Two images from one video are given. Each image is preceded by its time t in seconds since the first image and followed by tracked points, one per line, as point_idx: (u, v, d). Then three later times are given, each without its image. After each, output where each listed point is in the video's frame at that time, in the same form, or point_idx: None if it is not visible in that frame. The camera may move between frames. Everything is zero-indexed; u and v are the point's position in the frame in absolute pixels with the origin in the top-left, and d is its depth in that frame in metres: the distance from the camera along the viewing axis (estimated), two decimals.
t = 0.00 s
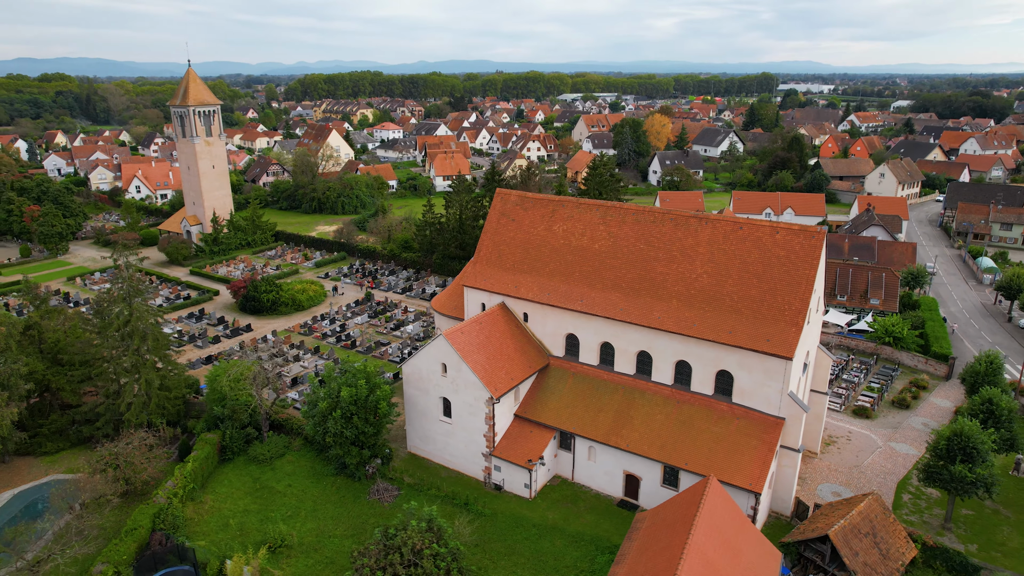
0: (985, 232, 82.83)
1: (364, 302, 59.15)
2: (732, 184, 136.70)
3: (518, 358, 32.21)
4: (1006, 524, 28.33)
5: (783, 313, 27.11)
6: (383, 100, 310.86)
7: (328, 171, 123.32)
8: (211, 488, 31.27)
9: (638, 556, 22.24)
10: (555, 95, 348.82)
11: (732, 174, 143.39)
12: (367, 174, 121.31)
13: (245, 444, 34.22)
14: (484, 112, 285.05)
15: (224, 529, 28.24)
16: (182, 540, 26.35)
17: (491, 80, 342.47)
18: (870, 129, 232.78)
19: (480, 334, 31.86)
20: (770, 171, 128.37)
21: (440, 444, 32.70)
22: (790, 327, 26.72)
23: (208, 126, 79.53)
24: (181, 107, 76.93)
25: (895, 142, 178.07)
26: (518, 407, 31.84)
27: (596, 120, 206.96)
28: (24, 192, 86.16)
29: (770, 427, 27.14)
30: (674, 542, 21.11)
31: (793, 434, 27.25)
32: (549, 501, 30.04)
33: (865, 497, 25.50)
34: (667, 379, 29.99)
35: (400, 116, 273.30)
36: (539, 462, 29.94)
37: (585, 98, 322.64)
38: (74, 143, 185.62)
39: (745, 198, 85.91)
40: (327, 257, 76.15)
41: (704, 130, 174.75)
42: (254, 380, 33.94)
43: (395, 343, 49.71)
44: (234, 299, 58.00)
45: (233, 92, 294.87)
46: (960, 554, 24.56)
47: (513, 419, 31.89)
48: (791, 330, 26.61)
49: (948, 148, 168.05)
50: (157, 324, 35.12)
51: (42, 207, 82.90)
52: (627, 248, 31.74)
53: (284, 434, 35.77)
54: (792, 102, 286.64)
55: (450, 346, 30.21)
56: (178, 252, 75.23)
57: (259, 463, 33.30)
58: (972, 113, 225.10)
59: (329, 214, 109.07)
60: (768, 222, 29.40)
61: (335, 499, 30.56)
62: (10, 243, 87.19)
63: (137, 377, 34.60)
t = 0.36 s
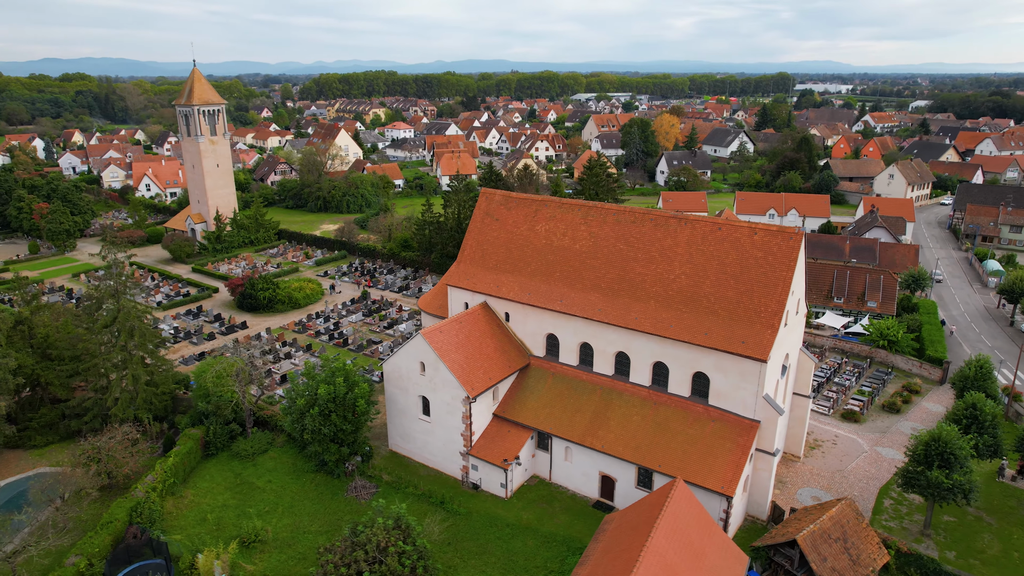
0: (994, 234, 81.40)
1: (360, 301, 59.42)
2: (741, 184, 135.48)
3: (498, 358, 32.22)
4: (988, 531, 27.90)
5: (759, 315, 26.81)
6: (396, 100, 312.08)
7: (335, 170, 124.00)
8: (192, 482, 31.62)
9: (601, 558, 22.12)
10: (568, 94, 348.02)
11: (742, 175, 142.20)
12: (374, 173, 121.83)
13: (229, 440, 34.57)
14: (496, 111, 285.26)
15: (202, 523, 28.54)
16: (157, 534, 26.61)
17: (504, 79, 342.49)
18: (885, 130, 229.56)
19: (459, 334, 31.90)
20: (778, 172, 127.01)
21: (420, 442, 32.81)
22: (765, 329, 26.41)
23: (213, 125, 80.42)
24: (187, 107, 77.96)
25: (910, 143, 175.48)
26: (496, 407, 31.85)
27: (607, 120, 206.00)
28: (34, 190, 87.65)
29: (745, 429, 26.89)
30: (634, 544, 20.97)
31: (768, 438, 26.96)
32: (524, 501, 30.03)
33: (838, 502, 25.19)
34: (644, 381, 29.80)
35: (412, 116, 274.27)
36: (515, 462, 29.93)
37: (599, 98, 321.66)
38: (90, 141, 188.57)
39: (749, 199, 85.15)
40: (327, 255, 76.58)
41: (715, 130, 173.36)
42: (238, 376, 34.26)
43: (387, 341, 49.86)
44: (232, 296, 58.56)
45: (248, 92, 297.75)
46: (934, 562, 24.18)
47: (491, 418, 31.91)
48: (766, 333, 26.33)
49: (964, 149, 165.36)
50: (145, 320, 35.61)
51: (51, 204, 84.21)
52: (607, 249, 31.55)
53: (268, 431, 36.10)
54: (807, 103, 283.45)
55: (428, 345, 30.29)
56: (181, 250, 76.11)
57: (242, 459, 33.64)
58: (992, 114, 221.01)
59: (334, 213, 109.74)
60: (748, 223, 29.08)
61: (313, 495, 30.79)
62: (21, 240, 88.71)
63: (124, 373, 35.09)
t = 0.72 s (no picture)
0: (1001, 237, 80.16)
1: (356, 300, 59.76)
2: (748, 185, 134.42)
3: (476, 358, 32.26)
4: (966, 538, 27.49)
5: (733, 317, 26.57)
6: (408, 99, 313.26)
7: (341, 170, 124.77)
8: (173, 478, 31.97)
9: (564, 559, 22.10)
10: (581, 94, 347.18)
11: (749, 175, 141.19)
12: (379, 172, 122.42)
13: (212, 436, 34.89)
14: (507, 111, 285.53)
15: (179, 518, 28.87)
16: (133, 529, 26.89)
17: (517, 79, 342.68)
18: (899, 130, 226.68)
19: (438, 334, 31.98)
20: (785, 172, 125.78)
21: (399, 440, 32.96)
22: (739, 331, 26.19)
23: (216, 124, 81.12)
24: (190, 107, 78.72)
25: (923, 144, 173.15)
26: (474, 406, 31.92)
27: (616, 120, 205.19)
28: (43, 188, 89.01)
29: (718, 432, 26.71)
30: (594, 546, 20.95)
31: (742, 440, 26.74)
32: (499, 501, 30.08)
33: (809, 506, 25.01)
34: (621, 382, 29.69)
35: (423, 115, 275.18)
36: (491, 462, 29.98)
37: (611, 98, 320.54)
38: (105, 140, 191.18)
39: (751, 200, 84.37)
40: (327, 255, 77.04)
41: (724, 131, 172.05)
42: (222, 374, 34.56)
43: (378, 340, 50.06)
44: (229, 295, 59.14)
45: (261, 91, 300.16)
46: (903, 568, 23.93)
47: (469, 418, 31.99)
48: (740, 334, 26.10)
49: (978, 149, 162.86)
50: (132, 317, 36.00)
51: (58, 202, 85.52)
52: (586, 249, 31.47)
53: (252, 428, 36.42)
54: (821, 103, 280.75)
55: (405, 344, 30.42)
56: (183, 248, 76.92)
57: (224, 455, 33.96)
58: (1009, 115, 217.47)
59: (339, 212, 110.43)
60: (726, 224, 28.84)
61: (291, 492, 31.03)
62: (30, 237, 90.11)
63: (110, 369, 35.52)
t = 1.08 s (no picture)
0: (1008, 240, 78.73)
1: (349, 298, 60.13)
2: (755, 186, 133.25)
3: (451, 358, 32.36)
4: (940, 546, 27.05)
5: (702, 319, 26.36)
6: (420, 99, 314.53)
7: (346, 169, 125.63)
8: (152, 473, 32.35)
9: (520, 559, 22.10)
10: (596, 94, 346.02)
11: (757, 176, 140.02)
12: (385, 172, 123.07)
13: (194, 433, 35.25)
14: (519, 111, 285.82)
15: (154, 513, 29.21)
16: (106, 521, 27.23)
17: (531, 79, 342.74)
18: (915, 131, 223.21)
19: (414, 333, 32.11)
20: (793, 173, 124.43)
21: (375, 439, 33.16)
22: (707, 333, 25.97)
23: (220, 124, 81.90)
24: (194, 106, 79.58)
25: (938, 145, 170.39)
26: (449, 406, 32.03)
27: (626, 121, 204.28)
28: (53, 186, 90.59)
29: (686, 435, 26.54)
30: (547, 545, 20.94)
31: (710, 443, 26.55)
32: (470, 500, 30.17)
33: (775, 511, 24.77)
34: (592, 383, 29.61)
35: (435, 115, 276.24)
36: (462, 461, 30.05)
37: (625, 98, 319.04)
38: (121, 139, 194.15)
39: (752, 201, 83.51)
40: (326, 254, 77.59)
41: (734, 131, 170.62)
42: (203, 371, 34.88)
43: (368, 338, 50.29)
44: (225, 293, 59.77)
45: (276, 91, 302.95)
46: None
47: (444, 417, 32.13)
48: (708, 337, 25.90)
49: (994, 151, 160.01)
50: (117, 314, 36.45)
51: (66, 200, 87.01)
52: (561, 250, 31.43)
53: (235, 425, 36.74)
54: (837, 103, 277.46)
55: (379, 344, 30.60)
56: (185, 246, 77.85)
57: (204, 451, 34.31)
58: None
59: (343, 212, 111.19)
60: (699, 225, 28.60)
61: (266, 489, 31.27)
62: (40, 234, 91.79)
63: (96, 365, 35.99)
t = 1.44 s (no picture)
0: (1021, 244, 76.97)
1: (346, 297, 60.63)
2: (767, 187, 131.82)
3: (429, 357, 32.53)
4: (915, 556, 26.61)
5: (672, 322, 26.17)
6: (437, 99, 315.89)
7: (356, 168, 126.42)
8: (135, 466, 32.86)
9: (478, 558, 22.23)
10: (613, 94, 344.35)
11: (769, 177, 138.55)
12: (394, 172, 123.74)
13: (179, 428, 35.72)
14: (535, 111, 285.81)
15: (133, 505, 29.71)
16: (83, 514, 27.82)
17: (549, 79, 342.51)
18: (936, 133, 218.83)
19: (392, 332, 32.31)
20: (804, 175, 122.75)
21: (354, 436, 33.42)
22: (676, 336, 25.78)
23: (227, 123, 82.90)
24: (201, 106, 80.66)
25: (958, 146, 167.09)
26: (426, 405, 32.21)
27: (639, 121, 203.18)
28: (66, 184, 92.44)
29: (654, 438, 26.40)
30: (501, 545, 21.03)
31: (678, 447, 26.37)
32: (443, 499, 30.28)
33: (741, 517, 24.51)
34: (566, 385, 29.57)
35: (450, 115, 277.27)
36: (436, 460, 30.18)
37: (643, 98, 317.45)
38: (140, 138, 197.35)
39: (758, 202, 82.52)
40: (329, 252, 78.23)
41: (748, 132, 168.77)
42: (188, 367, 35.35)
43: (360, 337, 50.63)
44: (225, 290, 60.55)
45: (295, 91, 305.97)
46: None
47: (421, 417, 32.28)
48: (677, 340, 25.70)
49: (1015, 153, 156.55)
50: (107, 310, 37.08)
51: (78, 197, 88.72)
52: (538, 251, 31.42)
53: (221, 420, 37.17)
54: (857, 103, 273.22)
55: (355, 342, 30.84)
56: (191, 243, 79.02)
57: (188, 446, 34.76)
58: None
59: (351, 211, 112.04)
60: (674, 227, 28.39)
61: (245, 484, 31.62)
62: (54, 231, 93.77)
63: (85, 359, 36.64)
